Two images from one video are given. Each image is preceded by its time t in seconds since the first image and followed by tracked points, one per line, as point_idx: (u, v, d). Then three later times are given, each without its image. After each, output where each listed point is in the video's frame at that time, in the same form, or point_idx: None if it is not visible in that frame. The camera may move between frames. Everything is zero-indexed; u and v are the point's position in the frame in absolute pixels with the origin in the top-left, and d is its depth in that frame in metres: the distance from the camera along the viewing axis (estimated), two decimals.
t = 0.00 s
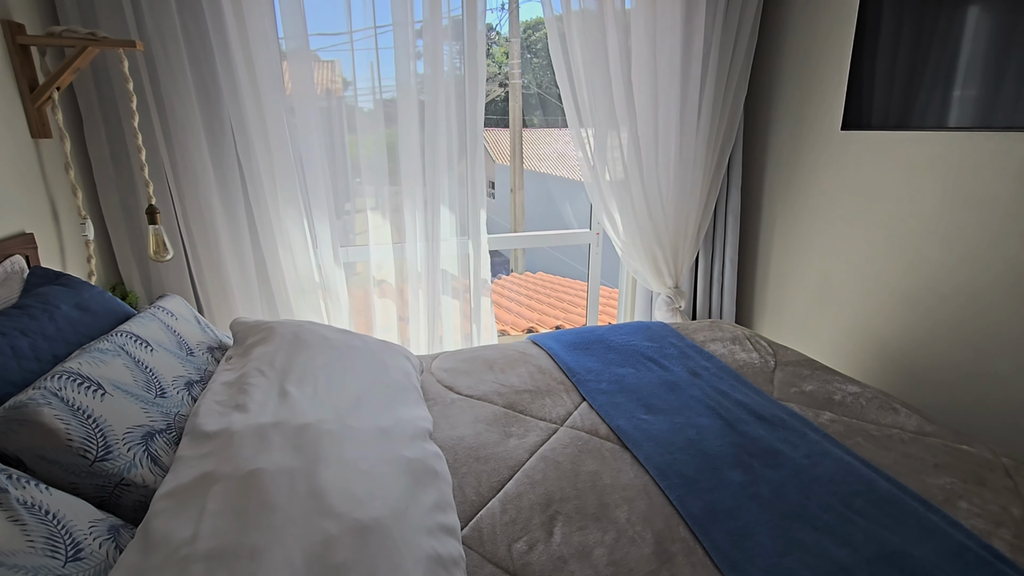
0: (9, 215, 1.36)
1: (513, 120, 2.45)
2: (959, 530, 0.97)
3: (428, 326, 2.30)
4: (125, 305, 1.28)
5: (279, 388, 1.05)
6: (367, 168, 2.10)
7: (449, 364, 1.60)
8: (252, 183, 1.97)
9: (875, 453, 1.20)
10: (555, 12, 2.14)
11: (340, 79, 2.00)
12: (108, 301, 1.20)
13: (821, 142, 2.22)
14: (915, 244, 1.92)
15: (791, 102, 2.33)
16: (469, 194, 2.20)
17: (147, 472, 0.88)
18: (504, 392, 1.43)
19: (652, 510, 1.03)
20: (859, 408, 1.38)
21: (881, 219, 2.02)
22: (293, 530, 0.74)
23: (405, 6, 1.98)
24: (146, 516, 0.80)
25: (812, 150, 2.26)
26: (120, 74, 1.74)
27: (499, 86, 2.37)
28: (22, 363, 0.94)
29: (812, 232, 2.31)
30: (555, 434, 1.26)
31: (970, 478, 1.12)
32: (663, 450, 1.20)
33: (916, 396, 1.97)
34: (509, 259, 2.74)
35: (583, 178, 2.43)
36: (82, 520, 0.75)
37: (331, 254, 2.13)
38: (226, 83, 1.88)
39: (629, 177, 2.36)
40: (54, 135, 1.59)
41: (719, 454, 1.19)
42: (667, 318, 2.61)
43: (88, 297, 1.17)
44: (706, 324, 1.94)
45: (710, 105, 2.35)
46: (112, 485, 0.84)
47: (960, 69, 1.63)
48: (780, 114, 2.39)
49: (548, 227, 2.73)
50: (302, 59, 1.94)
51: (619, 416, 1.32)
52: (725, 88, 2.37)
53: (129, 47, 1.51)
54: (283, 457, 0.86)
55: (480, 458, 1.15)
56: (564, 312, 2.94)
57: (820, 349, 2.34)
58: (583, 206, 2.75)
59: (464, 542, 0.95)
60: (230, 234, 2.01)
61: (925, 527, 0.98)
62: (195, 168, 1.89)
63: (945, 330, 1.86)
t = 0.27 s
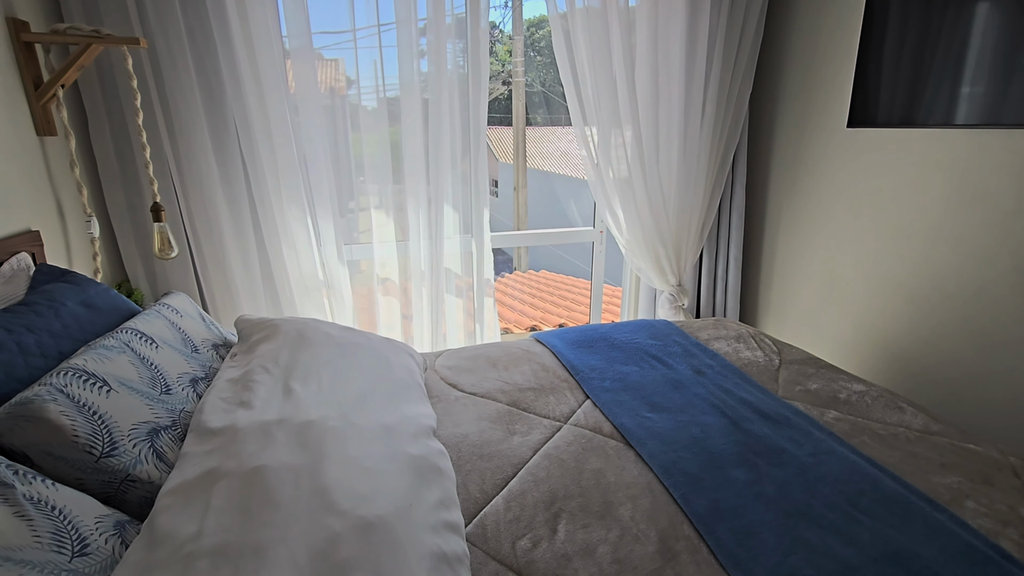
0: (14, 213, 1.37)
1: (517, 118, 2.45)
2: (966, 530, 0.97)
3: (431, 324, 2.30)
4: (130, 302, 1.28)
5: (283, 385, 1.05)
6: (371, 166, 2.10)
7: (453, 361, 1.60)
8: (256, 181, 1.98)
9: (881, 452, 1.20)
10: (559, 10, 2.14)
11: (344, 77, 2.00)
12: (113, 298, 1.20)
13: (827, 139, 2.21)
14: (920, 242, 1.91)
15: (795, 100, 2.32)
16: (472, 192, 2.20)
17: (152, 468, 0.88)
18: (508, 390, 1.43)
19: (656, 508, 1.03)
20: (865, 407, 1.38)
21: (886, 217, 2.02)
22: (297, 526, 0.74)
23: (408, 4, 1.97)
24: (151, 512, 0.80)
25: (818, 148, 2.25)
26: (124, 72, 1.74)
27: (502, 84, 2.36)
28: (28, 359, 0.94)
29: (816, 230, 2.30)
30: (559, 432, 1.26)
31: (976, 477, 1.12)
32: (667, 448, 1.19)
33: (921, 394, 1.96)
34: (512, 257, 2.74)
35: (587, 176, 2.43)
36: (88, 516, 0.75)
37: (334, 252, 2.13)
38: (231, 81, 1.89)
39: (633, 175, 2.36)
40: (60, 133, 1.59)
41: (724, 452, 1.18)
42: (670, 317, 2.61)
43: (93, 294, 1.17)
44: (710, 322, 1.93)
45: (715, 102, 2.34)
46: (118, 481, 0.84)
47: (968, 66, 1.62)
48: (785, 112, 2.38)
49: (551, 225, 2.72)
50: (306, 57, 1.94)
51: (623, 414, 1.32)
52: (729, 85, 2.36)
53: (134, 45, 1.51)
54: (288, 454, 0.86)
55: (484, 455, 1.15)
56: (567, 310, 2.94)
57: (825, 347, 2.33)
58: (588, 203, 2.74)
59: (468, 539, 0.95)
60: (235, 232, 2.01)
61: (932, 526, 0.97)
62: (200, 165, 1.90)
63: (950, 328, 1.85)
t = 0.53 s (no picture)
0: (16, 211, 1.36)
1: (519, 118, 2.44)
2: (972, 531, 0.96)
3: (432, 323, 2.29)
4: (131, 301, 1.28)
5: (283, 384, 1.04)
6: (373, 165, 2.09)
7: (454, 361, 1.59)
8: (258, 180, 1.97)
9: (886, 453, 1.19)
10: (562, 9, 2.13)
11: (345, 77, 2.00)
12: (114, 296, 1.20)
13: (830, 138, 2.19)
14: (923, 240, 1.90)
15: (799, 98, 2.31)
16: (474, 192, 2.19)
17: (152, 467, 0.87)
18: (510, 389, 1.42)
19: (659, 509, 1.02)
20: (869, 407, 1.36)
21: (890, 215, 2.00)
22: (297, 526, 0.74)
23: (410, 3, 1.96)
24: (150, 512, 0.80)
25: (822, 146, 2.23)
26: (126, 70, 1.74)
27: (504, 83, 2.35)
28: (28, 358, 0.94)
29: (819, 228, 2.29)
30: (561, 431, 1.25)
31: (983, 478, 1.10)
32: (670, 448, 1.18)
33: (925, 394, 1.95)
34: (515, 257, 2.73)
35: (589, 175, 2.42)
36: (86, 515, 0.75)
37: (336, 251, 2.13)
38: (232, 80, 1.88)
39: (635, 174, 2.35)
40: (61, 131, 1.59)
41: (727, 452, 1.17)
42: (673, 316, 2.60)
43: (94, 292, 1.17)
44: (713, 321, 1.92)
45: (718, 101, 2.33)
46: (117, 480, 0.84)
47: (974, 64, 1.60)
48: (789, 110, 2.36)
49: (553, 224, 2.72)
50: (308, 56, 1.93)
51: (626, 414, 1.31)
52: (733, 83, 2.35)
53: (135, 43, 1.51)
54: (288, 453, 0.85)
55: (486, 455, 1.14)
56: (570, 309, 2.94)
57: (828, 346, 2.32)
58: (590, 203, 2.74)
59: (469, 539, 0.94)
60: (236, 231, 2.01)
61: (938, 528, 0.96)
62: (201, 164, 1.89)
63: (954, 327, 1.84)
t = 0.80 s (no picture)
0: (21, 209, 1.37)
1: (521, 117, 2.44)
2: (974, 531, 0.96)
3: (435, 322, 2.30)
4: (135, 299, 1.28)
5: (287, 382, 1.05)
6: (375, 164, 2.10)
7: (456, 360, 1.60)
8: (261, 179, 1.98)
9: (888, 453, 1.19)
10: (564, 9, 2.13)
11: (348, 76, 2.00)
12: (119, 295, 1.21)
13: (833, 137, 2.19)
14: (925, 241, 1.90)
15: (802, 98, 2.30)
16: (476, 192, 2.19)
17: (156, 464, 0.88)
18: (512, 388, 1.42)
19: (660, 508, 1.02)
20: (871, 407, 1.36)
21: (892, 215, 2.00)
22: (300, 523, 0.74)
23: (413, 3, 1.97)
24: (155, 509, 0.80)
25: (824, 146, 2.23)
26: (130, 69, 1.75)
27: (507, 83, 2.35)
28: (33, 355, 0.95)
29: (821, 229, 2.29)
30: (563, 430, 1.26)
31: (985, 478, 1.10)
32: (672, 447, 1.19)
33: (928, 395, 1.95)
34: (517, 256, 2.73)
35: (591, 175, 2.42)
36: (91, 512, 0.75)
37: (339, 250, 2.13)
38: (236, 79, 1.89)
39: (638, 174, 2.35)
40: (66, 130, 1.60)
41: (728, 452, 1.17)
42: (675, 315, 2.60)
43: (98, 291, 1.17)
44: (715, 321, 1.92)
45: (720, 101, 2.33)
46: (122, 477, 0.84)
47: (978, 64, 1.60)
48: (791, 110, 2.36)
49: (556, 224, 2.72)
50: (311, 56, 1.94)
51: (628, 413, 1.32)
52: (735, 83, 2.35)
53: (139, 42, 1.51)
54: (291, 451, 0.86)
55: (488, 454, 1.14)
56: (572, 309, 2.95)
57: (830, 346, 2.32)
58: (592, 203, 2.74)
59: (471, 537, 0.95)
60: (240, 230, 2.02)
61: (939, 528, 0.96)
62: (205, 163, 1.90)
63: (955, 326, 1.84)
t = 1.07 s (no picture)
0: (22, 208, 1.37)
1: (522, 117, 2.44)
2: (974, 532, 0.96)
3: (435, 322, 2.30)
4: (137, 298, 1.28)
5: (289, 381, 1.05)
6: (376, 163, 2.10)
7: (457, 359, 1.60)
8: (263, 179, 1.98)
9: (889, 454, 1.19)
10: (566, 8, 2.13)
11: (349, 75, 2.00)
12: (121, 294, 1.21)
13: (834, 138, 2.20)
14: (926, 241, 1.90)
15: (803, 99, 2.31)
16: (477, 191, 2.19)
17: (158, 463, 0.88)
18: (513, 388, 1.43)
19: (661, 508, 1.02)
20: (872, 407, 1.37)
21: (893, 216, 2.01)
22: (303, 522, 0.74)
23: (415, 2, 1.97)
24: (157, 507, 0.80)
25: (825, 147, 2.23)
26: (132, 68, 1.75)
27: (508, 82, 2.35)
28: (35, 354, 0.95)
29: (822, 229, 2.29)
30: (564, 430, 1.26)
31: (985, 479, 1.11)
32: (673, 448, 1.19)
33: (929, 396, 1.95)
34: (517, 256, 2.73)
35: (592, 175, 2.42)
36: (94, 510, 0.75)
37: (340, 249, 2.13)
38: (237, 78, 1.89)
39: (639, 174, 2.35)
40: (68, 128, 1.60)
41: (730, 452, 1.18)
42: (675, 316, 2.60)
43: (100, 289, 1.18)
44: (716, 322, 1.92)
45: (721, 101, 2.33)
46: (124, 476, 0.85)
47: (979, 65, 1.60)
48: (792, 111, 2.36)
49: (556, 223, 2.72)
50: (313, 55, 1.94)
51: (629, 413, 1.32)
52: (737, 84, 2.35)
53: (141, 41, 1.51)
54: (294, 450, 0.86)
55: (489, 454, 1.15)
56: (572, 309, 2.95)
57: (831, 347, 2.32)
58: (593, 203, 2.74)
59: (472, 537, 0.95)
60: (241, 230, 2.02)
61: (941, 529, 0.96)
62: (206, 162, 1.90)
63: (956, 327, 1.84)
